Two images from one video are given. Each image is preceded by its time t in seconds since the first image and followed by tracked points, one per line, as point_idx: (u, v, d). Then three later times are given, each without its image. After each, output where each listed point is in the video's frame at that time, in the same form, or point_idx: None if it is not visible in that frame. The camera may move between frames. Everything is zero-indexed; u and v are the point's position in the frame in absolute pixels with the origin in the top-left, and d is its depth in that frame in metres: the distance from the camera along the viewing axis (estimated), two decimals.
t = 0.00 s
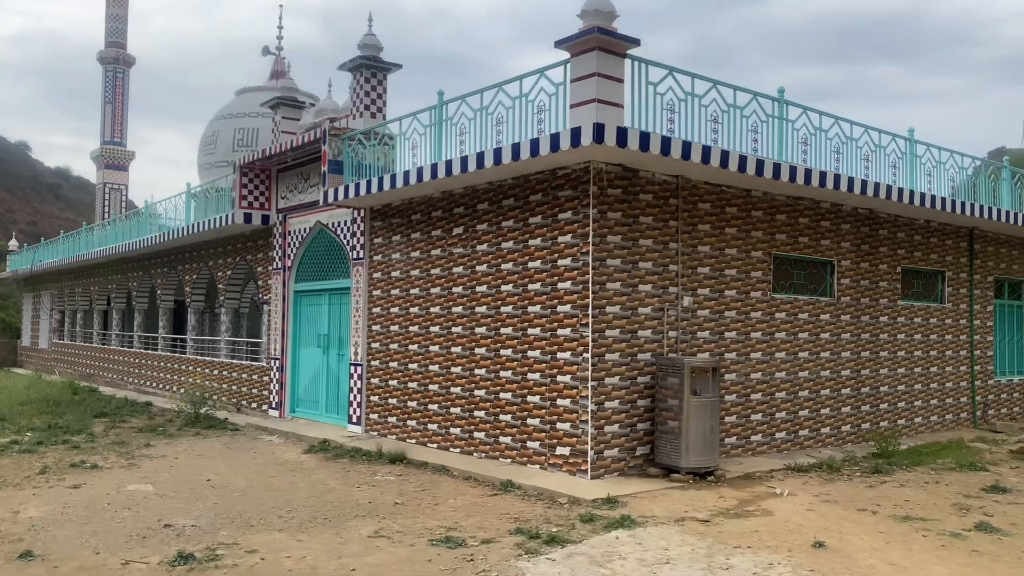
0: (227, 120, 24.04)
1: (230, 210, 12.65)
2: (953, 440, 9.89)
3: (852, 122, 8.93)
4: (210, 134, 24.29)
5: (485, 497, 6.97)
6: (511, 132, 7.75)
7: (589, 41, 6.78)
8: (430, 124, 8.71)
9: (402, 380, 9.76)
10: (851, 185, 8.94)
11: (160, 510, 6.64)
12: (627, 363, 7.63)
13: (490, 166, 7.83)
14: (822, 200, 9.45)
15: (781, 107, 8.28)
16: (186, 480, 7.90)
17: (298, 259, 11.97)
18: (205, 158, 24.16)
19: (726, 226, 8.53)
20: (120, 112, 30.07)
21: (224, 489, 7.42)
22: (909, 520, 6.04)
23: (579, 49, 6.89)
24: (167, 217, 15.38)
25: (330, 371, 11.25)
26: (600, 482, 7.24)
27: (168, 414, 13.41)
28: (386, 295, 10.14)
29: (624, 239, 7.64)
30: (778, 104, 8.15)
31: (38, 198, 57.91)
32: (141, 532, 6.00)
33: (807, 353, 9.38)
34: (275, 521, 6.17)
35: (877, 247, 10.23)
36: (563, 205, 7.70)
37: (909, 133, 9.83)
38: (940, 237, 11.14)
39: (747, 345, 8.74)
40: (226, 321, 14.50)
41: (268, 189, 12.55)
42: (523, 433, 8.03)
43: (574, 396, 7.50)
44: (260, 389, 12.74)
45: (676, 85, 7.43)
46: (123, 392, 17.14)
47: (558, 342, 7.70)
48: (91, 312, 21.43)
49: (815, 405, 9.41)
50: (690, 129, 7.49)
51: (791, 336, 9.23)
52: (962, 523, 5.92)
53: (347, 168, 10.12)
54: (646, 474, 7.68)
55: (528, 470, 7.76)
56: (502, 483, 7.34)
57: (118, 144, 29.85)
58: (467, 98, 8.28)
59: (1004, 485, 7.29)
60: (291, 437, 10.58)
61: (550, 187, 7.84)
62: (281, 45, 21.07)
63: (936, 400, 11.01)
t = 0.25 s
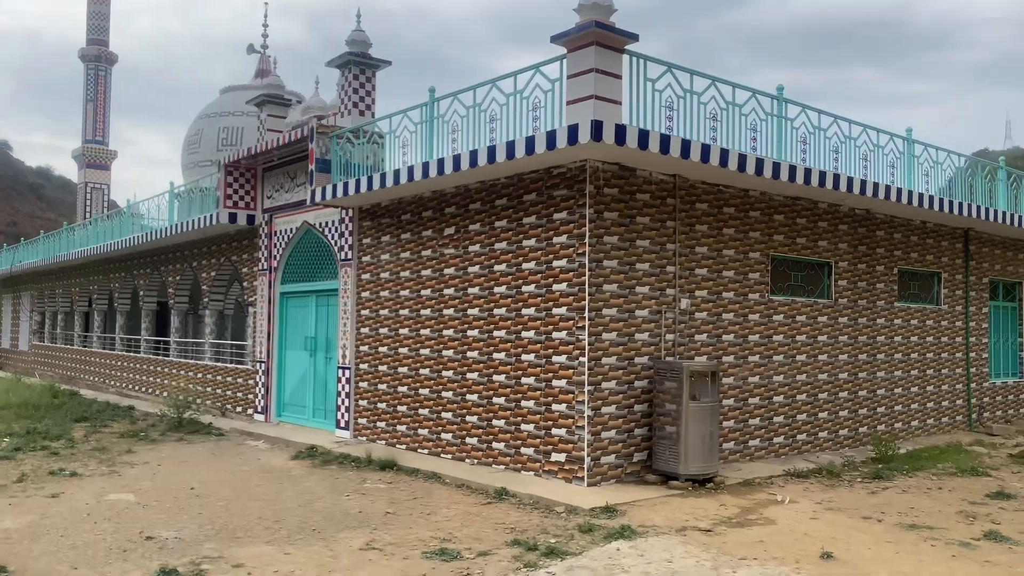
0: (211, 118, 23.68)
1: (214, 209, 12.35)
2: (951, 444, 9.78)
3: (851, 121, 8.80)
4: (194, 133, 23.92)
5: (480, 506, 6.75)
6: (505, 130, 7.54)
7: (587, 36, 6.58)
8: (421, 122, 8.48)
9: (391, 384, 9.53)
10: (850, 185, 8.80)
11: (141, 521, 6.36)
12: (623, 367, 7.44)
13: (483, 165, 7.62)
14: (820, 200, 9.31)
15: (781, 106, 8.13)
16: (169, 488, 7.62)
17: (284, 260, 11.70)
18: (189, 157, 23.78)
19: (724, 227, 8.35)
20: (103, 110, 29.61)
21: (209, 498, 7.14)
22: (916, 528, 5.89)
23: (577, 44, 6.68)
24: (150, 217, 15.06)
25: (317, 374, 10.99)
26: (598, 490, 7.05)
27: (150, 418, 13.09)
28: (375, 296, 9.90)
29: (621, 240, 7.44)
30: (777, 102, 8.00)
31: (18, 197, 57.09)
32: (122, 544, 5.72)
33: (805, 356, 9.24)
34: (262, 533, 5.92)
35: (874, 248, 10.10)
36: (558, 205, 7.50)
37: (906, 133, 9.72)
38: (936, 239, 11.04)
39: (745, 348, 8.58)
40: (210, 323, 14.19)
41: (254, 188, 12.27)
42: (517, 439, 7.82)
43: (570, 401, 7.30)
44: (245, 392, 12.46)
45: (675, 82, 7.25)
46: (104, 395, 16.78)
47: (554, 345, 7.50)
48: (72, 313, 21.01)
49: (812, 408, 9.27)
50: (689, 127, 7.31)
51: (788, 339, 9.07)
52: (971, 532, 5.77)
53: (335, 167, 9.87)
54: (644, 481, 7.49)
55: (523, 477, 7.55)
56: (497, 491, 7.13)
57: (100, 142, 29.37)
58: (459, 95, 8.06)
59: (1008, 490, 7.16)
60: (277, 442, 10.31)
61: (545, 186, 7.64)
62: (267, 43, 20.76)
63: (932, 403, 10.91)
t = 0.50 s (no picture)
0: (205, 118, 23.46)
1: (209, 209, 12.16)
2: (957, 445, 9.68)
3: (857, 119, 8.69)
4: (188, 133, 23.70)
5: (484, 512, 6.59)
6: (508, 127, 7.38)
7: (593, 31, 6.43)
8: (421, 119, 8.33)
9: (391, 386, 9.36)
10: (857, 183, 8.69)
11: (136, 528, 6.18)
12: (629, 369, 7.30)
13: (485, 163, 7.47)
14: (825, 199, 9.20)
15: (787, 103, 8.02)
16: (164, 494, 7.43)
17: (280, 260, 11.52)
18: (182, 157, 23.55)
19: (729, 226, 8.23)
20: (95, 110, 29.35)
21: (205, 504, 6.96)
22: (931, 533, 5.77)
23: (582, 39, 6.54)
24: (143, 217, 14.85)
25: (315, 376, 10.82)
26: (604, 494, 6.90)
27: (144, 421, 12.89)
28: (373, 297, 9.73)
29: (626, 239, 7.30)
30: (784, 99, 7.88)
31: (9, 198, 56.63)
32: (116, 553, 5.54)
33: (810, 357, 9.12)
34: (262, 541, 5.75)
35: (879, 247, 9.99)
36: (562, 203, 7.35)
37: (911, 131, 9.63)
38: (939, 238, 10.94)
39: (750, 349, 8.46)
40: (204, 324, 13.99)
41: (249, 187, 12.09)
42: (520, 442, 7.67)
43: (575, 403, 7.15)
44: (240, 394, 12.27)
45: (681, 78, 7.12)
46: (97, 398, 16.56)
47: (558, 347, 7.35)
48: (64, 314, 20.76)
49: (817, 410, 9.15)
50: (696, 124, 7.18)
51: (794, 339, 8.95)
52: (987, 537, 5.65)
53: (333, 165, 9.70)
54: (650, 484, 7.36)
55: (527, 481, 7.40)
56: (500, 495, 6.98)
57: (92, 142, 29.11)
58: (460, 91, 7.91)
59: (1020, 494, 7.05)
60: (274, 445, 10.13)
61: (549, 184, 7.49)
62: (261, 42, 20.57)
63: (936, 404, 10.81)
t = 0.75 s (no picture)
0: (203, 117, 23.27)
1: (210, 207, 11.98)
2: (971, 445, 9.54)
3: (872, 113, 8.54)
4: (186, 132, 23.51)
5: (495, 515, 6.43)
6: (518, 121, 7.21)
7: (607, 22, 6.27)
8: (428, 114, 8.16)
9: (396, 387, 9.20)
10: (871, 179, 8.54)
11: (139, 533, 6.00)
12: (642, 368, 7.14)
13: (494, 158, 7.30)
14: (838, 195, 9.05)
15: (802, 97, 7.86)
16: (166, 497, 7.25)
17: (282, 259, 11.35)
18: (181, 156, 23.35)
19: (742, 222, 8.08)
20: (93, 109, 29.14)
21: (210, 508, 6.78)
22: (956, 536, 5.62)
23: (596, 31, 6.38)
24: (143, 216, 14.66)
25: (318, 376, 10.65)
26: (618, 497, 6.75)
27: (144, 423, 12.70)
28: (378, 296, 9.57)
29: (639, 235, 7.14)
30: (800, 93, 7.72)
31: (6, 198, 56.35)
32: (119, 559, 5.36)
33: (823, 356, 8.97)
34: (269, 546, 5.58)
35: (891, 245, 9.85)
36: (573, 199, 7.18)
37: (925, 126, 9.49)
38: (951, 235, 10.79)
39: (764, 348, 8.31)
40: (204, 324, 13.79)
41: (251, 185, 11.92)
42: (530, 444, 7.51)
43: (587, 404, 6.99)
44: (242, 395, 12.09)
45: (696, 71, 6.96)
46: (96, 399, 16.37)
47: (569, 346, 7.19)
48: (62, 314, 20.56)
49: (831, 410, 9.01)
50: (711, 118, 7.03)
51: (807, 338, 8.81)
52: (1014, 540, 5.51)
53: (337, 162, 9.52)
54: (664, 487, 7.21)
55: (538, 484, 7.23)
56: (512, 498, 6.81)
57: (89, 142, 28.91)
58: (468, 85, 7.75)
59: None
60: (277, 447, 9.96)
61: (559, 180, 7.32)
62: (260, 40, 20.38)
63: (949, 404, 10.66)
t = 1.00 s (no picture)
0: (209, 116, 23.15)
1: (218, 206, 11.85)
2: (993, 447, 9.37)
3: (893, 109, 8.40)
4: (192, 131, 23.39)
5: (514, 520, 6.28)
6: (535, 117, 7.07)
7: (628, 14, 6.12)
8: (442, 111, 8.02)
9: (409, 388, 9.06)
10: (894, 175, 8.38)
11: (151, 540, 5.86)
12: (663, 370, 6.99)
13: (510, 155, 7.15)
14: (858, 193, 8.90)
15: (823, 92, 7.73)
16: (178, 501, 7.11)
17: (292, 259, 11.22)
18: (187, 155, 23.24)
19: (763, 220, 7.94)
20: (98, 109, 29.07)
21: (223, 513, 6.65)
22: (991, 543, 5.47)
23: (616, 23, 6.23)
24: (150, 215, 14.53)
25: (328, 377, 10.51)
26: (639, 501, 6.60)
27: (152, 424, 12.58)
28: (390, 296, 9.43)
29: (659, 234, 7.00)
30: (821, 88, 7.59)
31: (11, 199, 56.36)
32: (131, 566, 5.23)
33: (844, 356, 8.82)
34: (285, 554, 5.44)
35: (911, 243, 9.68)
36: (591, 198, 7.03)
37: (945, 122, 9.34)
38: (971, 233, 10.61)
39: (784, 349, 8.16)
40: (212, 325, 13.65)
41: (260, 184, 11.80)
42: (548, 446, 7.36)
43: (607, 407, 6.83)
44: (251, 397, 11.96)
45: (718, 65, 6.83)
46: (103, 400, 16.25)
47: (587, 347, 7.03)
48: (69, 315, 20.46)
49: (851, 411, 8.85)
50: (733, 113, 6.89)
51: (827, 338, 8.65)
52: None
53: (348, 160, 9.37)
54: (685, 491, 7.07)
55: (556, 487, 7.08)
56: (530, 503, 6.66)
57: (95, 142, 28.81)
58: (483, 81, 7.61)
59: None
60: (288, 449, 9.82)
61: (576, 178, 7.17)
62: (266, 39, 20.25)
63: (969, 404, 10.49)
